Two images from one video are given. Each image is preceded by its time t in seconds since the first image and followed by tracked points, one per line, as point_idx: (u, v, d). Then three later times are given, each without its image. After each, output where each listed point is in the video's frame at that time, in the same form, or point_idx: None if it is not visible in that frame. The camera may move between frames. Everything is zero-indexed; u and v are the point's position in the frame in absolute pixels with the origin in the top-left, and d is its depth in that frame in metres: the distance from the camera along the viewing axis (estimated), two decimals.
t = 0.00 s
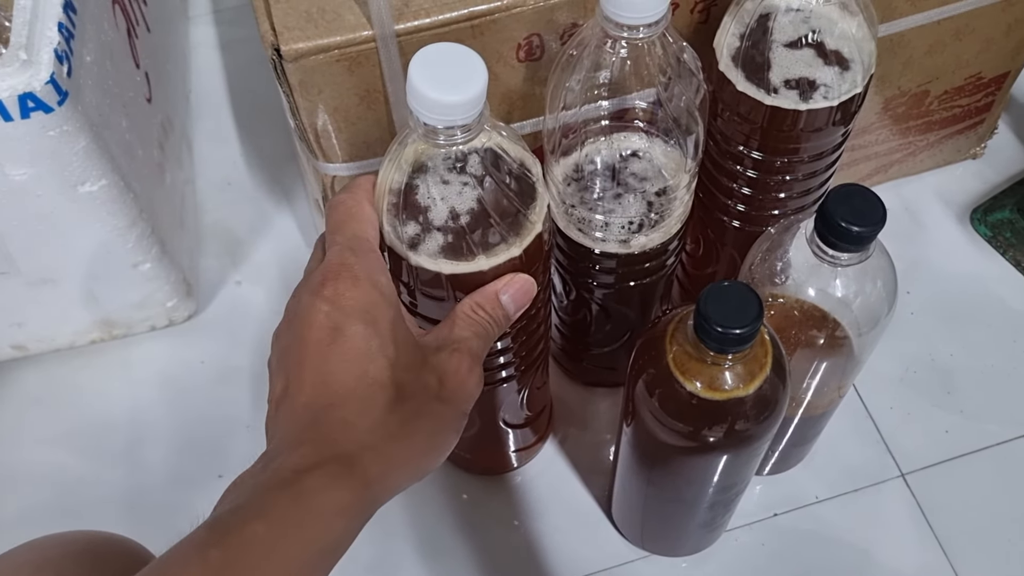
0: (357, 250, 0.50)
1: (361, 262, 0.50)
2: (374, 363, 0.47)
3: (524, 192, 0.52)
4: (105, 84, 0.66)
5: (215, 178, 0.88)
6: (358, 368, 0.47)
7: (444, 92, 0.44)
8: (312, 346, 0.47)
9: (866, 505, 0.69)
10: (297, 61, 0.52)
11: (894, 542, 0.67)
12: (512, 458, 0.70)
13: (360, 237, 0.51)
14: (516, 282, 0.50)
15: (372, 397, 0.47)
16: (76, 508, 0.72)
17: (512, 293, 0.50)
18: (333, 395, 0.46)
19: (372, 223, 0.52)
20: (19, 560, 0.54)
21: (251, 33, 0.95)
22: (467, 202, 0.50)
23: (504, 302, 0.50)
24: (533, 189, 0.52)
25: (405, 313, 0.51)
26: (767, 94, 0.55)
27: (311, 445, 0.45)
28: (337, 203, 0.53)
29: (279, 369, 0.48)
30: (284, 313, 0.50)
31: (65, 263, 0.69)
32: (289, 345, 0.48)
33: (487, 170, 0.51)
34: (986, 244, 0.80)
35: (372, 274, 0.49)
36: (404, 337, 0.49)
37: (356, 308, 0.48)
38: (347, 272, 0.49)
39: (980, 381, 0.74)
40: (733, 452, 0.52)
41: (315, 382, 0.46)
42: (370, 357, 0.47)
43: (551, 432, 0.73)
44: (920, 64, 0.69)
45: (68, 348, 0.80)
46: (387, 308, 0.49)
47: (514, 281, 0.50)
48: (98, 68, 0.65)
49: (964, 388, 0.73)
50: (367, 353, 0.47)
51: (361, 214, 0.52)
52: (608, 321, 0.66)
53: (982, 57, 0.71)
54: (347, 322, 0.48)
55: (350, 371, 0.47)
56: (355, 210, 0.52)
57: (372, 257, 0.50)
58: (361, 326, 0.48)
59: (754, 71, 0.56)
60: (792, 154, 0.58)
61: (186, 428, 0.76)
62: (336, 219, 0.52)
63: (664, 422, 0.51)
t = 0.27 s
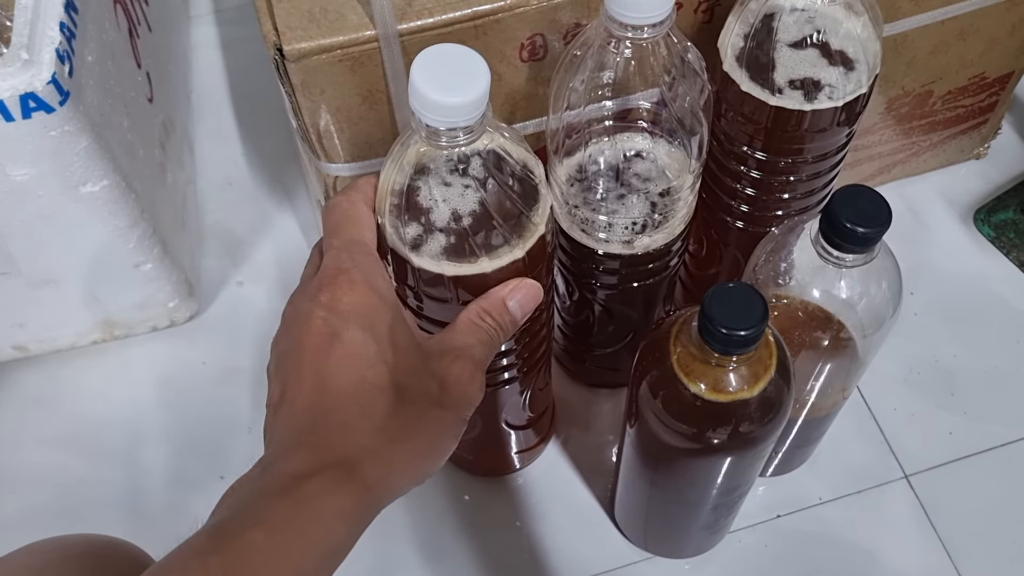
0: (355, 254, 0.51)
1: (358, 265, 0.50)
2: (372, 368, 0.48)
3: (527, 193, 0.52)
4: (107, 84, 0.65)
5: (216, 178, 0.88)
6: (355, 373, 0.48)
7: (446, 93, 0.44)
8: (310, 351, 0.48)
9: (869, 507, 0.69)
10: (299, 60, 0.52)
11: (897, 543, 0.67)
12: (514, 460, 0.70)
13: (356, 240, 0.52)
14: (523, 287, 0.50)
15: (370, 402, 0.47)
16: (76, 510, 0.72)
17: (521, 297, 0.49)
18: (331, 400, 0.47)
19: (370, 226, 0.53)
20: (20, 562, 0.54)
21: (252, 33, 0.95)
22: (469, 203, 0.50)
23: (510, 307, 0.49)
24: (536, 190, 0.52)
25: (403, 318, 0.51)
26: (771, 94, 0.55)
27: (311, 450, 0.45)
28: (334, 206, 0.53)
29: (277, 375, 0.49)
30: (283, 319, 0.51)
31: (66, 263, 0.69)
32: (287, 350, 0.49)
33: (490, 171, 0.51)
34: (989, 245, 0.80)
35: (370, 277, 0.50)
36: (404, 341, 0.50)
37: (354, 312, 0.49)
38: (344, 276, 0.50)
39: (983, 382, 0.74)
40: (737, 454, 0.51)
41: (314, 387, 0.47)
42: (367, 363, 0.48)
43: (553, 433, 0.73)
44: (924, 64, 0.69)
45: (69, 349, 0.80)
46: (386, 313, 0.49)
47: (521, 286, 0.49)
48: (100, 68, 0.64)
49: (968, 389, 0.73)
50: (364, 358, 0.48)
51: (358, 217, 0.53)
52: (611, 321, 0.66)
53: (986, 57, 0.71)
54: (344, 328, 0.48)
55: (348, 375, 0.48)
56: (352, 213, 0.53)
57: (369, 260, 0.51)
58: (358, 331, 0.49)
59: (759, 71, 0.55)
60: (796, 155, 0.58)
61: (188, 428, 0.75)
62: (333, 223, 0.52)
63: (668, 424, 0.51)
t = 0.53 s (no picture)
0: (359, 258, 0.51)
1: (363, 269, 0.51)
2: (376, 372, 0.49)
3: (529, 192, 0.51)
4: (105, 84, 0.65)
5: (215, 177, 0.87)
6: (360, 378, 0.48)
7: (450, 91, 0.44)
8: (315, 357, 0.48)
9: (871, 507, 0.68)
10: (298, 60, 0.52)
11: (898, 544, 0.67)
12: (514, 460, 0.70)
13: (362, 245, 0.52)
14: (529, 288, 0.50)
15: (375, 408, 0.48)
16: (75, 510, 0.72)
17: (526, 298, 0.50)
18: (335, 405, 0.47)
19: (376, 233, 0.53)
20: (18, 564, 0.54)
21: (252, 32, 0.95)
22: (471, 202, 0.50)
23: (517, 307, 0.50)
24: (538, 189, 0.52)
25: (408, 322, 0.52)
26: (772, 93, 0.54)
27: (316, 457, 0.45)
28: (342, 216, 0.53)
29: (281, 382, 0.50)
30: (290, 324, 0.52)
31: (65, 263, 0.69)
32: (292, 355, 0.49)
33: (492, 170, 0.51)
34: (991, 244, 0.80)
35: (374, 282, 0.51)
36: (409, 347, 0.50)
37: (357, 317, 0.49)
38: (349, 280, 0.50)
39: (985, 382, 0.73)
40: (739, 454, 0.51)
41: (318, 392, 0.47)
42: (372, 368, 0.49)
43: (554, 433, 0.73)
44: (926, 63, 0.69)
45: (68, 349, 0.79)
46: (390, 317, 0.50)
47: (528, 285, 0.50)
48: (98, 67, 0.64)
49: (970, 389, 0.73)
50: (368, 362, 0.49)
51: (362, 224, 0.53)
52: (612, 321, 0.66)
53: (987, 56, 0.71)
54: (348, 332, 0.49)
55: (352, 381, 0.48)
56: (357, 221, 0.53)
57: (374, 265, 0.51)
58: (362, 336, 0.49)
59: (760, 70, 0.55)
60: (797, 154, 0.58)
61: (187, 429, 0.75)
62: (338, 230, 0.53)
63: (669, 424, 0.51)
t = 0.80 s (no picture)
0: (367, 257, 0.51)
1: (369, 266, 0.50)
2: (382, 368, 0.48)
3: (533, 189, 0.51)
4: (109, 81, 0.65)
5: (218, 175, 0.87)
6: (367, 373, 0.48)
7: (453, 88, 0.43)
8: (320, 352, 0.48)
9: (874, 505, 0.68)
10: (303, 57, 0.52)
11: (902, 542, 0.67)
12: (517, 458, 0.70)
13: (368, 244, 0.51)
14: (532, 288, 0.50)
15: (381, 404, 0.47)
16: (78, 508, 0.72)
17: (526, 297, 0.50)
18: (341, 401, 0.47)
19: (382, 232, 0.52)
20: (22, 562, 0.54)
21: (254, 29, 0.95)
22: (475, 199, 0.50)
23: (517, 307, 0.49)
24: (542, 187, 0.52)
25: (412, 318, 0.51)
26: (778, 90, 0.54)
27: (321, 453, 0.45)
28: (346, 215, 0.53)
29: (284, 376, 0.49)
30: (292, 316, 0.51)
31: (67, 261, 0.69)
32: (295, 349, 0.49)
33: (495, 167, 0.51)
34: (995, 243, 0.80)
35: (380, 278, 0.50)
36: (413, 345, 0.50)
37: (363, 314, 0.49)
38: (355, 275, 0.50)
39: (988, 380, 0.73)
40: (744, 452, 0.51)
41: (324, 387, 0.47)
42: (378, 364, 0.48)
43: (557, 431, 0.73)
44: (930, 61, 0.69)
45: (71, 347, 0.79)
46: (396, 314, 0.49)
47: (528, 286, 0.49)
48: (102, 64, 0.64)
49: (973, 387, 0.73)
50: (375, 358, 0.48)
51: (367, 223, 0.52)
52: (616, 319, 0.66)
53: (992, 54, 0.71)
54: (355, 327, 0.48)
55: (358, 376, 0.47)
56: (361, 220, 0.52)
57: (380, 262, 0.51)
58: (369, 331, 0.48)
59: (766, 68, 0.55)
60: (802, 152, 0.58)
61: (191, 427, 0.75)
62: (343, 227, 0.52)
63: (675, 422, 0.51)
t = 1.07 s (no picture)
0: (373, 256, 0.51)
1: (375, 265, 0.50)
2: (387, 367, 0.48)
3: (540, 188, 0.51)
4: (115, 78, 0.65)
5: (222, 173, 0.87)
6: (371, 372, 0.47)
7: (459, 87, 0.44)
8: (326, 350, 0.47)
9: (879, 503, 0.69)
10: (311, 53, 0.52)
11: (907, 539, 0.67)
12: (522, 457, 0.70)
13: (374, 243, 0.51)
14: (536, 288, 0.50)
15: (386, 403, 0.47)
16: (83, 505, 0.72)
17: (531, 297, 0.49)
18: (345, 399, 0.47)
19: (387, 231, 0.52)
20: (29, 558, 0.54)
21: (259, 27, 0.95)
22: (482, 197, 0.50)
23: (521, 307, 0.49)
24: (549, 185, 0.52)
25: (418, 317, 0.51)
26: (786, 88, 0.54)
27: (325, 451, 0.45)
28: (352, 213, 0.53)
29: (289, 374, 0.49)
30: (298, 313, 0.51)
31: (73, 258, 0.69)
32: (301, 347, 0.48)
33: (502, 165, 0.51)
34: (999, 241, 0.80)
35: (386, 278, 0.50)
36: (419, 343, 0.50)
37: (368, 312, 0.49)
38: (361, 274, 0.50)
39: (993, 378, 0.73)
40: (751, 448, 0.51)
41: (328, 386, 0.47)
42: (383, 362, 0.48)
43: (562, 429, 0.73)
44: (935, 59, 0.69)
45: (75, 344, 0.79)
46: (402, 313, 0.49)
47: (533, 287, 0.49)
48: (108, 61, 0.64)
49: (978, 384, 0.73)
50: (380, 356, 0.48)
51: (374, 222, 0.52)
52: (621, 317, 0.66)
53: (997, 52, 0.71)
54: (360, 326, 0.48)
55: (362, 375, 0.47)
56: (367, 218, 0.52)
57: (386, 262, 0.51)
58: (374, 330, 0.48)
59: (773, 65, 0.55)
60: (809, 149, 0.58)
61: (196, 424, 0.75)
62: (349, 226, 0.52)
63: (682, 419, 0.51)
